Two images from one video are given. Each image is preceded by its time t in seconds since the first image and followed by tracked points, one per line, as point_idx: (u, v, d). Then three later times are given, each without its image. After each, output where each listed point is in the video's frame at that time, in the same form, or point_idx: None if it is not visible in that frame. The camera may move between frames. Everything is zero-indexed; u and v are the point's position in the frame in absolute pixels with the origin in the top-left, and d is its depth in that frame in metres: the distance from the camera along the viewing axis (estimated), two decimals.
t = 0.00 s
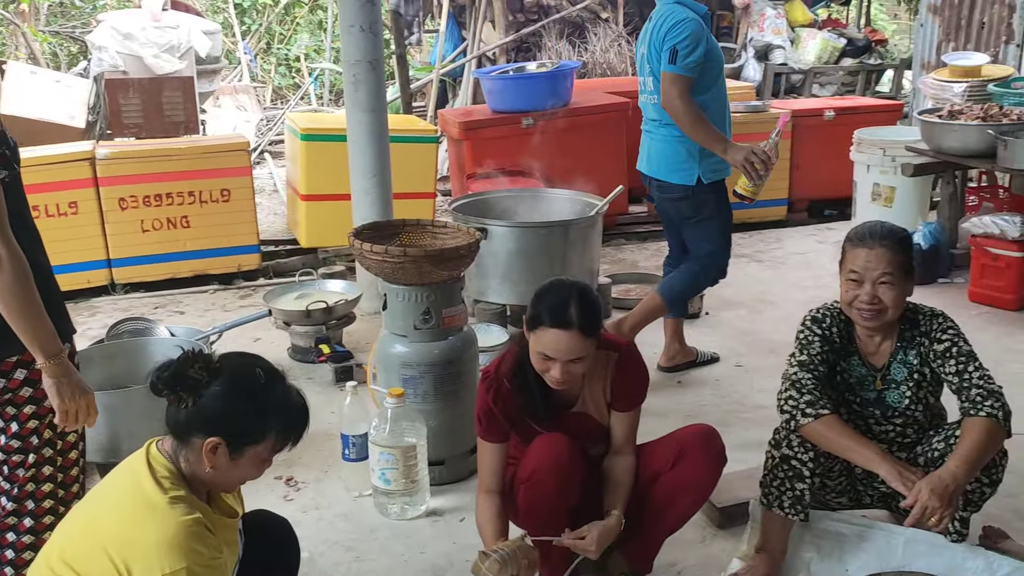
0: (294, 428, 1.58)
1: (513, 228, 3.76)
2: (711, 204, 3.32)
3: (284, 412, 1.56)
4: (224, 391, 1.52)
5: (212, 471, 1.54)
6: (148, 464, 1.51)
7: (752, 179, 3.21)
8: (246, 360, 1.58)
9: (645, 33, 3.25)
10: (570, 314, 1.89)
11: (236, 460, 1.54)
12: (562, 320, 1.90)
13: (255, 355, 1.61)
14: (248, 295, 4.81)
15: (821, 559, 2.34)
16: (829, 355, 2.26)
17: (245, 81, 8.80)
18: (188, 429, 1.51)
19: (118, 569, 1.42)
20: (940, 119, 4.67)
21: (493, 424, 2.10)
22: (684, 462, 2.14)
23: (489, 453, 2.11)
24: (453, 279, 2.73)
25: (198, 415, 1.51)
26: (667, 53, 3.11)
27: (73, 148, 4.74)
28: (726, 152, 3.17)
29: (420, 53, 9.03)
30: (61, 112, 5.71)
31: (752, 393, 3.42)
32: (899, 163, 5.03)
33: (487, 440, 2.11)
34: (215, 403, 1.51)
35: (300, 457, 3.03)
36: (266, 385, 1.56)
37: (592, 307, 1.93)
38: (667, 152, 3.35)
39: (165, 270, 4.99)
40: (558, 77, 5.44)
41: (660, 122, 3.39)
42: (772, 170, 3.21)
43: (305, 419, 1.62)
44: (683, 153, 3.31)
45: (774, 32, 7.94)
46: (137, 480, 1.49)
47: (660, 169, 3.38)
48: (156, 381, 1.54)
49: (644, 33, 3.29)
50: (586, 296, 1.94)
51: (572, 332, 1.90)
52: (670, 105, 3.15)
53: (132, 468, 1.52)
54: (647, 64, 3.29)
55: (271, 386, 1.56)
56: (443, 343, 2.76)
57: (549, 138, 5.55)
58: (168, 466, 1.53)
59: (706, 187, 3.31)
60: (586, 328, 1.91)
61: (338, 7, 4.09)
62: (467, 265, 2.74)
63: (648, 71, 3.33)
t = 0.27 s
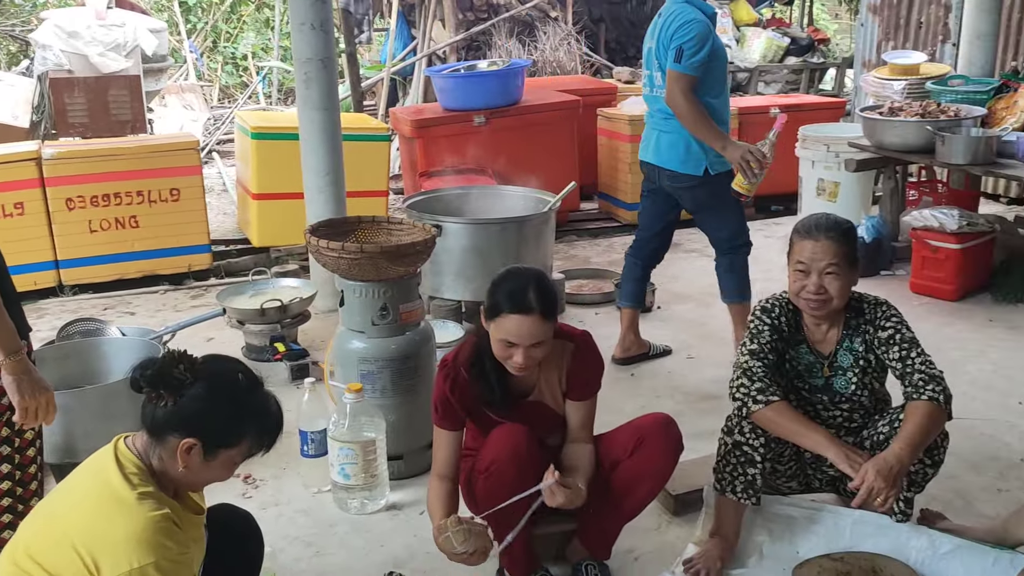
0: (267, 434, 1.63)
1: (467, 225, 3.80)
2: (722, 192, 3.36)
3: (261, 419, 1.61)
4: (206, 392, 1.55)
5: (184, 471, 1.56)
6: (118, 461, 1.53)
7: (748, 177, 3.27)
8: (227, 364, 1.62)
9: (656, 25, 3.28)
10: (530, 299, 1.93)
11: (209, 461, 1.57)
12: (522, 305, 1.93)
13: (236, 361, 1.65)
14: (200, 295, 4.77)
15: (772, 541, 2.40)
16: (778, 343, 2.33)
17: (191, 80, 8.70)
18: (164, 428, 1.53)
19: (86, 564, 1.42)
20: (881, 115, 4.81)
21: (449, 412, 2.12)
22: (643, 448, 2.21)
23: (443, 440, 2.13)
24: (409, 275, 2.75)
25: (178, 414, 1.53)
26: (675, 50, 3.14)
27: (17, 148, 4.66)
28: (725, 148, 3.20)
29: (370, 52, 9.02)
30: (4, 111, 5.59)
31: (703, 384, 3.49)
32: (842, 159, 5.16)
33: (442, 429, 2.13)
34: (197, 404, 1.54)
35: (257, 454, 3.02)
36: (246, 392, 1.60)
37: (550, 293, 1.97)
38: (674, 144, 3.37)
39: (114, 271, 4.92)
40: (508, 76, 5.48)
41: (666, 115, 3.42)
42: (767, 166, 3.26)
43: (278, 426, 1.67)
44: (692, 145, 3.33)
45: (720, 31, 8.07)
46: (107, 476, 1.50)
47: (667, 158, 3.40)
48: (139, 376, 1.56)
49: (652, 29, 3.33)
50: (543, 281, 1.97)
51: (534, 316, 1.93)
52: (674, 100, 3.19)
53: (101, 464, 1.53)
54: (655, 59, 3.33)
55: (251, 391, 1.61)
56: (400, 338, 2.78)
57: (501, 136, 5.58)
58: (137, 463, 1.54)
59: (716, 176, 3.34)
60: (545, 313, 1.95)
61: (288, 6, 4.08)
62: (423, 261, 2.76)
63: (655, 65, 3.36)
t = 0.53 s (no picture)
0: (248, 419, 1.67)
1: (431, 217, 3.84)
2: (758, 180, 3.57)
3: (242, 404, 1.65)
4: (188, 377, 1.59)
5: (166, 455, 1.59)
6: (100, 444, 1.55)
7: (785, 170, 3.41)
8: (208, 351, 1.66)
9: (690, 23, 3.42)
10: (506, 277, 1.99)
11: (192, 445, 1.61)
12: (498, 284, 1.99)
13: (217, 349, 1.69)
14: (161, 290, 4.76)
15: (733, 517, 2.49)
16: (738, 326, 2.41)
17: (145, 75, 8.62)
18: (147, 411, 1.57)
19: (72, 546, 1.45)
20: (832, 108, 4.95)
21: (421, 391, 2.17)
22: (611, 427, 2.29)
23: (415, 420, 2.18)
24: (377, 265, 2.79)
25: (160, 399, 1.57)
26: (714, 49, 3.27)
27: None
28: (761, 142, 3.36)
29: (327, 47, 9.01)
30: None
31: (664, 370, 3.58)
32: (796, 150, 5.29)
33: (413, 408, 2.18)
34: (180, 389, 1.58)
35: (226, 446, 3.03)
36: (228, 377, 1.64)
37: (523, 273, 2.03)
38: (708, 136, 3.54)
39: (73, 267, 4.89)
40: (468, 70, 5.51)
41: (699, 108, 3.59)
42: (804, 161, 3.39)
43: (258, 411, 1.71)
44: (725, 138, 3.50)
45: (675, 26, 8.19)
46: (89, 459, 1.52)
47: (701, 150, 3.58)
48: (122, 362, 1.60)
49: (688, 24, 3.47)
50: (514, 260, 2.04)
51: (510, 294, 1.99)
52: (712, 96, 3.32)
53: (83, 448, 1.55)
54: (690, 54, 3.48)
55: (232, 377, 1.65)
56: (369, 327, 2.82)
57: (461, 130, 5.62)
58: (119, 446, 1.57)
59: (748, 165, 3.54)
60: (520, 291, 2.01)
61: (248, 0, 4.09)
62: (391, 251, 2.80)
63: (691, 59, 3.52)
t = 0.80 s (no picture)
0: (234, 400, 1.71)
1: (400, 206, 3.88)
2: (751, 160, 4.06)
3: (229, 386, 1.69)
4: (175, 360, 1.62)
5: (155, 436, 1.64)
6: (88, 426, 1.60)
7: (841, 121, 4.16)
8: (195, 334, 1.70)
9: (717, 13, 3.85)
10: (482, 254, 2.05)
11: (179, 426, 1.65)
12: (474, 263, 2.05)
13: (203, 331, 1.73)
14: (128, 283, 4.74)
15: (703, 494, 2.55)
16: (705, 307, 2.48)
17: (105, 69, 8.53)
18: (135, 394, 1.60)
19: (67, 525, 1.52)
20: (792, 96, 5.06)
21: (396, 372, 2.21)
22: (584, 407, 2.35)
23: (390, 401, 2.22)
24: (350, 252, 2.83)
25: (147, 381, 1.60)
26: (749, 35, 3.72)
27: None
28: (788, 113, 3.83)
29: (290, 40, 8.98)
30: None
31: (632, 355, 3.65)
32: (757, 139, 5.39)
33: (388, 390, 2.22)
34: (167, 371, 1.61)
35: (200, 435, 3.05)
36: (215, 359, 1.68)
37: (498, 252, 2.09)
38: (720, 115, 4.01)
39: (38, 261, 4.85)
40: (433, 61, 5.54)
41: (716, 90, 4.02)
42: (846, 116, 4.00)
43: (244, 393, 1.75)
44: (737, 117, 3.98)
45: (636, 18, 8.28)
46: (80, 441, 1.57)
47: (716, 127, 4.04)
48: (110, 345, 1.63)
49: (712, 12, 3.88)
50: (488, 239, 2.10)
51: (487, 271, 2.05)
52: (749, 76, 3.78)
53: (71, 429, 1.60)
54: (715, 40, 3.92)
55: (218, 359, 1.69)
56: (342, 314, 2.85)
57: (427, 121, 5.65)
58: (106, 428, 1.61)
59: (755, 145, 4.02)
60: (497, 267, 2.07)
61: None
62: (362, 239, 2.84)
63: (712, 45, 3.95)
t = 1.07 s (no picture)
0: (218, 387, 1.76)
1: (369, 197, 3.90)
2: (771, 145, 4.28)
3: (213, 374, 1.74)
4: (160, 348, 1.67)
5: (140, 423, 1.68)
6: (75, 413, 1.64)
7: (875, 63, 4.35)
8: (179, 323, 1.75)
9: (732, 5, 4.07)
10: (458, 240, 2.09)
11: (164, 413, 1.70)
12: (451, 249, 2.08)
13: (187, 321, 1.78)
14: (94, 276, 4.71)
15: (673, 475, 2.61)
16: (674, 293, 2.54)
17: (63, 60, 8.42)
18: (121, 381, 1.65)
19: (53, 511, 1.55)
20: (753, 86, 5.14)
21: (370, 358, 2.24)
22: (557, 391, 2.39)
23: (364, 386, 2.25)
24: (323, 243, 2.85)
25: (133, 369, 1.65)
26: (771, 21, 3.94)
27: None
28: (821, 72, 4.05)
29: (252, 31, 8.92)
30: None
31: (601, 341, 3.71)
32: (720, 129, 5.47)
33: (363, 376, 2.25)
34: (152, 359, 1.66)
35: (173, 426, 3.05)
36: (200, 348, 1.73)
37: (474, 238, 2.13)
38: (741, 104, 4.25)
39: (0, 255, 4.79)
40: (398, 52, 5.55)
41: (737, 79, 4.24)
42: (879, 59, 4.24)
43: (227, 380, 1.80)
44: (755, 104, 4.22)
45: (599, 9, 8.34)
46: (67, 428, 1.61)
47: (741, 116, 4.26)
48: (97, 333, 1.67)
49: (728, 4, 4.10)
50: (463, 225, 2.14)
51: (464, 256, 2.09)
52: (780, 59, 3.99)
53: (58, 417, 1.64)
54: (733, 31, 4.14)
55: (203, 348, 1.74)
56: (315, 304, 2.87)
57: (393, 111, 5.67)
58: (92, 416, 1.66)
59: (772, 130, 4.25)
60: (473, 253, 2.11)
61: None
62: (335, 229, 2.86)
63: (729, 36, 4.17)
